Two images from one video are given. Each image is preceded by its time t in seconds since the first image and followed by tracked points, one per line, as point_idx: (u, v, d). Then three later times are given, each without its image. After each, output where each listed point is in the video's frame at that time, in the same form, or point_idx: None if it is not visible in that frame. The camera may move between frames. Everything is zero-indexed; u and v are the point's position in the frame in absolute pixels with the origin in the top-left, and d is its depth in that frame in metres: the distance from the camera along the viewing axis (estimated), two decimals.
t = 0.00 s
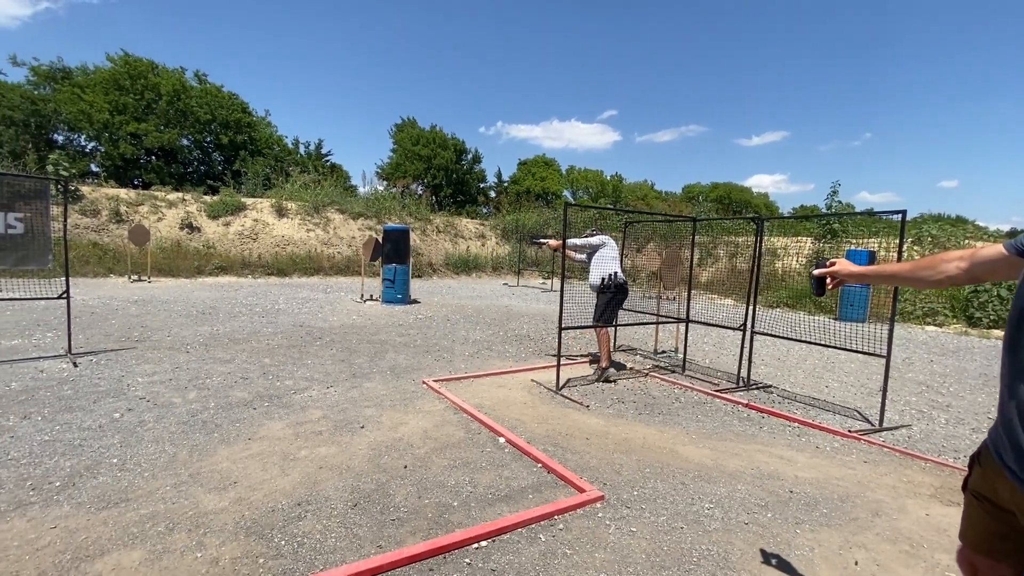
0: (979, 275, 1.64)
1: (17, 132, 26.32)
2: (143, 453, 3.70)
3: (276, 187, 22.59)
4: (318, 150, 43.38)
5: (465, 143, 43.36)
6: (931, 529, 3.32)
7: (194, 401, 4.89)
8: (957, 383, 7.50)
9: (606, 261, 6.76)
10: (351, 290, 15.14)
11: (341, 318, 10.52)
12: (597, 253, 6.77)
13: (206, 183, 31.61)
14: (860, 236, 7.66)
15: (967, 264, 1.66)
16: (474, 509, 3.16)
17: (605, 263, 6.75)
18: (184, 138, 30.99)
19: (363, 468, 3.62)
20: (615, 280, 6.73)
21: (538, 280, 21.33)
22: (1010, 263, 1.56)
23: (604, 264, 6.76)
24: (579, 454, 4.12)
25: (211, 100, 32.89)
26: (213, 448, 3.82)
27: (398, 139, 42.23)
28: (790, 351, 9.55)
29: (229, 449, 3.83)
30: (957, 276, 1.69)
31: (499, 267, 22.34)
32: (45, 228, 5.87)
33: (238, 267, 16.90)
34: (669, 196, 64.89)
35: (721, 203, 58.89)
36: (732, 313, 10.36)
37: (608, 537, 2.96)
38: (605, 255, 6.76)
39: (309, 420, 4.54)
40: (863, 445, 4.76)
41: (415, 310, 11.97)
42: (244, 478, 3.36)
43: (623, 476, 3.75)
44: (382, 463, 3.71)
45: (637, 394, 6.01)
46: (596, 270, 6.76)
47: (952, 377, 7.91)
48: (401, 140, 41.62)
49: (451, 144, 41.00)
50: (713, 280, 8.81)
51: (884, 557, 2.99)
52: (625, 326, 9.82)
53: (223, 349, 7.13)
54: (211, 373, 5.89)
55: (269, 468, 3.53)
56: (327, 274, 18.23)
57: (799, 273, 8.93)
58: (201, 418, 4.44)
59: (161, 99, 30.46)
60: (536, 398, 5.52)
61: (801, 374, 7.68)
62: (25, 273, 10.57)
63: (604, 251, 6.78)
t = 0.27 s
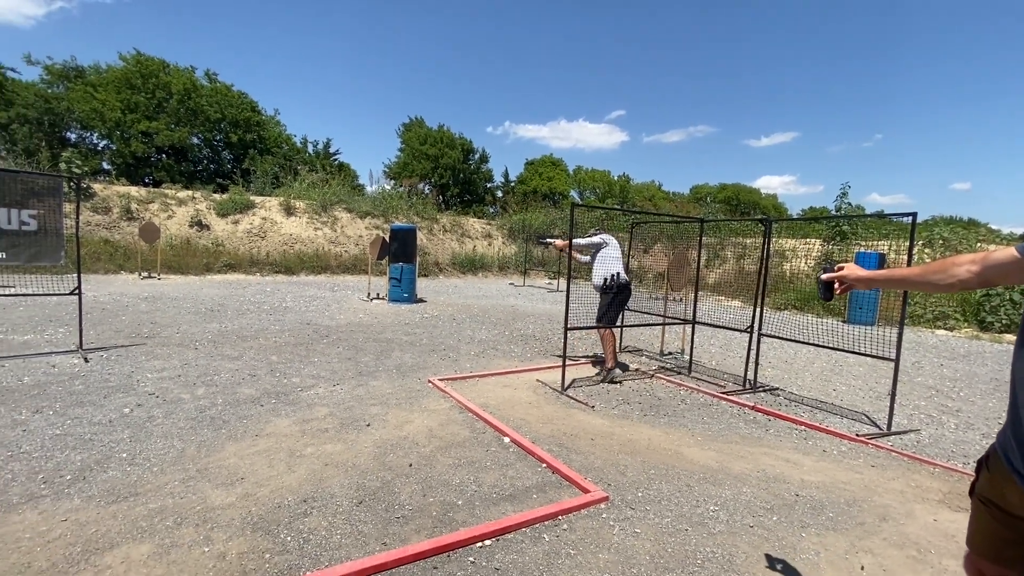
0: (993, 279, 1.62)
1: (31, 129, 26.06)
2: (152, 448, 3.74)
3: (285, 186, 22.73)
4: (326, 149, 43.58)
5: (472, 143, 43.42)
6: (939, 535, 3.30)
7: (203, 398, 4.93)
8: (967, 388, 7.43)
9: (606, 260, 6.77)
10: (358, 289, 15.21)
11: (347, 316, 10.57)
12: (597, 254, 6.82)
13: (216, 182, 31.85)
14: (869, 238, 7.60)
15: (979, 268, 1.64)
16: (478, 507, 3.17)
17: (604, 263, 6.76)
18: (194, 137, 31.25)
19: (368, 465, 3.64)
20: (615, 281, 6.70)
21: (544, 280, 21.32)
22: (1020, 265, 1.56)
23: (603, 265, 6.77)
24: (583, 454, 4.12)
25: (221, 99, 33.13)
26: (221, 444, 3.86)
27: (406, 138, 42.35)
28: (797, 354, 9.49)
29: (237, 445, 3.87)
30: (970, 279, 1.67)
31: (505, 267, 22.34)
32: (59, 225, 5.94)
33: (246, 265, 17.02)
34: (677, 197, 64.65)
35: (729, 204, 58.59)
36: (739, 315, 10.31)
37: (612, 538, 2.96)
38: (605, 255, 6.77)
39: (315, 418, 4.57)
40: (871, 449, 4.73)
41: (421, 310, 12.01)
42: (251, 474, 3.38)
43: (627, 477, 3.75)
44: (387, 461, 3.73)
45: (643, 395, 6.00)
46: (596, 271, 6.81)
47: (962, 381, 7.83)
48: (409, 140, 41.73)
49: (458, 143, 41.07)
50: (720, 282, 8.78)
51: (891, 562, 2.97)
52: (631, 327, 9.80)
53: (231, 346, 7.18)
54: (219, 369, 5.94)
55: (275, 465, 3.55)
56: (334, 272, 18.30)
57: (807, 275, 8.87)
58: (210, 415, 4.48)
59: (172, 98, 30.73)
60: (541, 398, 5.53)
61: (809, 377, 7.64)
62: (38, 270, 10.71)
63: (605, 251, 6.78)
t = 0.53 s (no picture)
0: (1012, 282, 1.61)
1: (48, 122, 26.06)
2: (164, 438, 3.79)
3: (295, 181, 22.85)
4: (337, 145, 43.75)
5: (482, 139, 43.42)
6: (949, 540, 3.27)
7: (213, 389, 4.99)
8: (980, 393, 7.34)
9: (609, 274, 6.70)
10: (366, 284, 15.27)
11: (356, 311, 10.62)
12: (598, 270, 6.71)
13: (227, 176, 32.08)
14: (882, 240, 7.53)
15: (998, 271, 1.63)
16: (484, 503, 3.18)
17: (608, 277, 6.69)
18: (207, 131, 31.49)
19: (376, 459, 3.66)
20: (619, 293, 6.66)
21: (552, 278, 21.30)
22: None
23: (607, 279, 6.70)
24: (590, 453, 4.12)
25: (234, 93, 33.35)
26: (231, 435, 3.90)
27: (415, 134, 42.41)
28: (807, 356, 9.43)
29: (247, 437, 3.91)
30: (992, 284, 1.66)
31: (513, 265, 22.34)
32: (75, 216, 6.01)
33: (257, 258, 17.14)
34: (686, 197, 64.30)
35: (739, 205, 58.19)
36: (748, 315, 10.25)
37: (618, 536, 2.96)
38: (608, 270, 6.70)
39: (324, 411, 4.61)
40: (881, 453, 4.70)
41: (429, 306, 12.04)
42: (260, 465, 3.41)
43: (634, 476, 3.75)
44: (394, 455, 3.75)
45: (650, 394, 5.99)
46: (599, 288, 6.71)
47: (975, 386, 7.74)
48: (419, 136, 41.80)
49: (468, 140, 41.08)
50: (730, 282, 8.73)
51: (900, 567, 2.95)
52: (639, 326, 9.77)
53: (241, 339, 7.25)
54: (229, 361, 6.00)
55: (284, 457, 3.59)
56: (343, 267, 18.38)
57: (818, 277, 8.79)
58: (220, 406, 4.53)
59: (185, 92, 30.99)
60: (548, 396, 5.53)
61: (819, 380, 7.58)
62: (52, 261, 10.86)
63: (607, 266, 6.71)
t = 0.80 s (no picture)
0: None
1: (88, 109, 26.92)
2: (197, 414, 3.91)
3: (321, 169, 23.14)
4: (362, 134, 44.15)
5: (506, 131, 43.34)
6: (983, 549, 3.20)
7: (244, 369, 5.12)
8: (1017, 402, 7.12)
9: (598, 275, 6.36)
10: (389, 273, 15.42)
11: (379, 298, 10.76)
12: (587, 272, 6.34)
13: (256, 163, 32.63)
14: (918, 240, 7.32)
15: None
16: (507, 490, 3.21)
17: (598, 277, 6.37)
18: (237, 118, 32.06)
19: (400, 442, 3.72)
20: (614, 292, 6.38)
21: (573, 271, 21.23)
22: None
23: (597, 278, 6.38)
24: (613, 445, 4.12)
25: (263, 82, 33.84)
26: (261, 414, 4.01)
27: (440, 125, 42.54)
28: (834, 357, 9.24)
29: (276, 416, 4.00)
30: None
31: (535, 258, 22.32)
32: (115, 197, 6.20)
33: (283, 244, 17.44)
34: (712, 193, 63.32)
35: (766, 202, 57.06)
36: (774, 314, 10.08)
37: (641, 529, 2.97)
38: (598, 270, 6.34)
39: (350, 394, 4.69)
40: (912, 459, 4.60)
41: (450, 295, 12.12)
42: (289, 444, 3.50)
43: (657, 470, 3.75)
44: (418, 439, 3.81)
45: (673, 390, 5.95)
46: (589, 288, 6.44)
47: (1011, 395, 7.50)
48: (443, 127, 41.93)
49: (492, 131, 41.05)
50: (756, 279, 8.59)
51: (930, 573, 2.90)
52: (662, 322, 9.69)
53: (269, 322, 7.40)
54: (258, 343, 6.14)
55: (312, 437, 3.67)
56: (366, 255, 18.58)
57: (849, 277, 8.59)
58: (250, 385, 4.64)
59: (217, 80, 31.59)
60: (570, 388, 5.54)
61: (847, 382, 7.44)
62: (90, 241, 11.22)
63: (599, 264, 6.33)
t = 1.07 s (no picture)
0: None
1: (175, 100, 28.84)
2: (274, 390, 4.13)
3: (385, 160, 23.81)
4: (422, 126, 45.01)
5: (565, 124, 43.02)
6: None
7: (314, 350, 5.37)
8: None
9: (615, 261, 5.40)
10: (446, 263, 15.70)
11: (437, 288, 10.98)
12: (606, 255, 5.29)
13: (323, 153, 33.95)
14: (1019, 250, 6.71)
15: None
16: (569, 487, 3.21)
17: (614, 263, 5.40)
18: (307, 110, 33.46)
19: (462, 431, 3.79)
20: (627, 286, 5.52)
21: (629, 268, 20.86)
22: None
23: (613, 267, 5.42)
24: (676, 450, 4.04)
25: (333, 75, 35.10)
26: (331, 394, 4.18)
27: (499, 118, 42.74)
28: (913, 371, 8.65)
29: (345, 397, 4.17)
30: None
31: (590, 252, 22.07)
32: (201, 187, 6.65)
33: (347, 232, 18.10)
34: (779, 191, 60.43)
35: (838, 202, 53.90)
36: (847, 323, 9.53)
37: (708, 539, 2.90)
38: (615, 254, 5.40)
39: (413, 380, 4.82)
40: (1011, 489, 4.25)
41: (506, 288, 12.21)
42: (358, 425, 3.63)
43: (723, 479, 3.64)
44: (480, 429, 3.86)
45: (737, 396, 5.75)
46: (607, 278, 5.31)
47: None
48: (502, 119, 42.12)
49: (551, 124, 40.84)
50: (830, 285, 8.14)
51: None
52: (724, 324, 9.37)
53: (336, 306, 7.72)
54: (326, 326, 6.42)
55: (379, 419, 3.79)
56: (424, 245, 19.00)
57: (935, 286, 7.98)
58: (321, 366, 4.86)
59: (290, 73, 33.07)
60: (629, 388, 5.46)
61: (927, 399, 6.95)
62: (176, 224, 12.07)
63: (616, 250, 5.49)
